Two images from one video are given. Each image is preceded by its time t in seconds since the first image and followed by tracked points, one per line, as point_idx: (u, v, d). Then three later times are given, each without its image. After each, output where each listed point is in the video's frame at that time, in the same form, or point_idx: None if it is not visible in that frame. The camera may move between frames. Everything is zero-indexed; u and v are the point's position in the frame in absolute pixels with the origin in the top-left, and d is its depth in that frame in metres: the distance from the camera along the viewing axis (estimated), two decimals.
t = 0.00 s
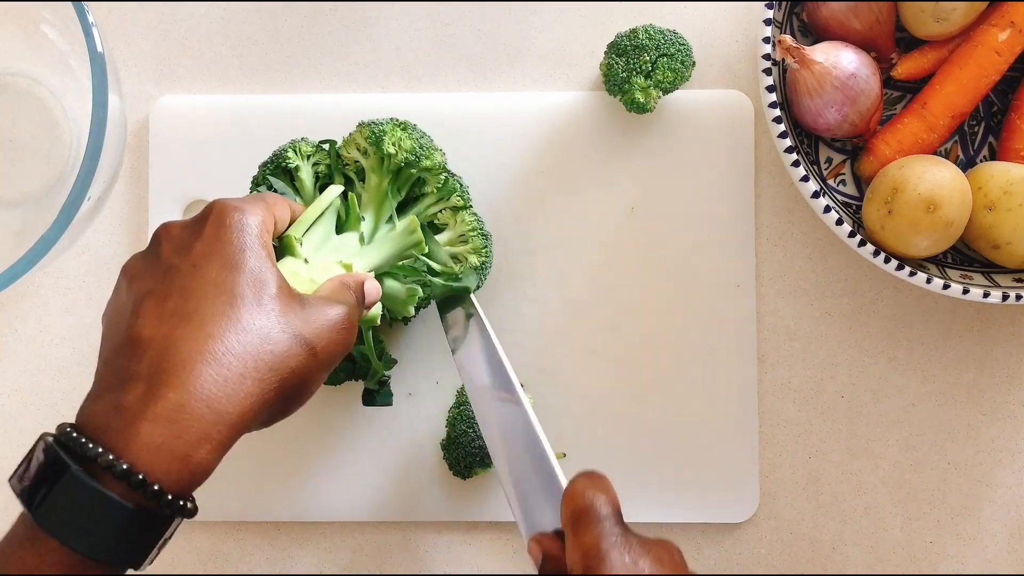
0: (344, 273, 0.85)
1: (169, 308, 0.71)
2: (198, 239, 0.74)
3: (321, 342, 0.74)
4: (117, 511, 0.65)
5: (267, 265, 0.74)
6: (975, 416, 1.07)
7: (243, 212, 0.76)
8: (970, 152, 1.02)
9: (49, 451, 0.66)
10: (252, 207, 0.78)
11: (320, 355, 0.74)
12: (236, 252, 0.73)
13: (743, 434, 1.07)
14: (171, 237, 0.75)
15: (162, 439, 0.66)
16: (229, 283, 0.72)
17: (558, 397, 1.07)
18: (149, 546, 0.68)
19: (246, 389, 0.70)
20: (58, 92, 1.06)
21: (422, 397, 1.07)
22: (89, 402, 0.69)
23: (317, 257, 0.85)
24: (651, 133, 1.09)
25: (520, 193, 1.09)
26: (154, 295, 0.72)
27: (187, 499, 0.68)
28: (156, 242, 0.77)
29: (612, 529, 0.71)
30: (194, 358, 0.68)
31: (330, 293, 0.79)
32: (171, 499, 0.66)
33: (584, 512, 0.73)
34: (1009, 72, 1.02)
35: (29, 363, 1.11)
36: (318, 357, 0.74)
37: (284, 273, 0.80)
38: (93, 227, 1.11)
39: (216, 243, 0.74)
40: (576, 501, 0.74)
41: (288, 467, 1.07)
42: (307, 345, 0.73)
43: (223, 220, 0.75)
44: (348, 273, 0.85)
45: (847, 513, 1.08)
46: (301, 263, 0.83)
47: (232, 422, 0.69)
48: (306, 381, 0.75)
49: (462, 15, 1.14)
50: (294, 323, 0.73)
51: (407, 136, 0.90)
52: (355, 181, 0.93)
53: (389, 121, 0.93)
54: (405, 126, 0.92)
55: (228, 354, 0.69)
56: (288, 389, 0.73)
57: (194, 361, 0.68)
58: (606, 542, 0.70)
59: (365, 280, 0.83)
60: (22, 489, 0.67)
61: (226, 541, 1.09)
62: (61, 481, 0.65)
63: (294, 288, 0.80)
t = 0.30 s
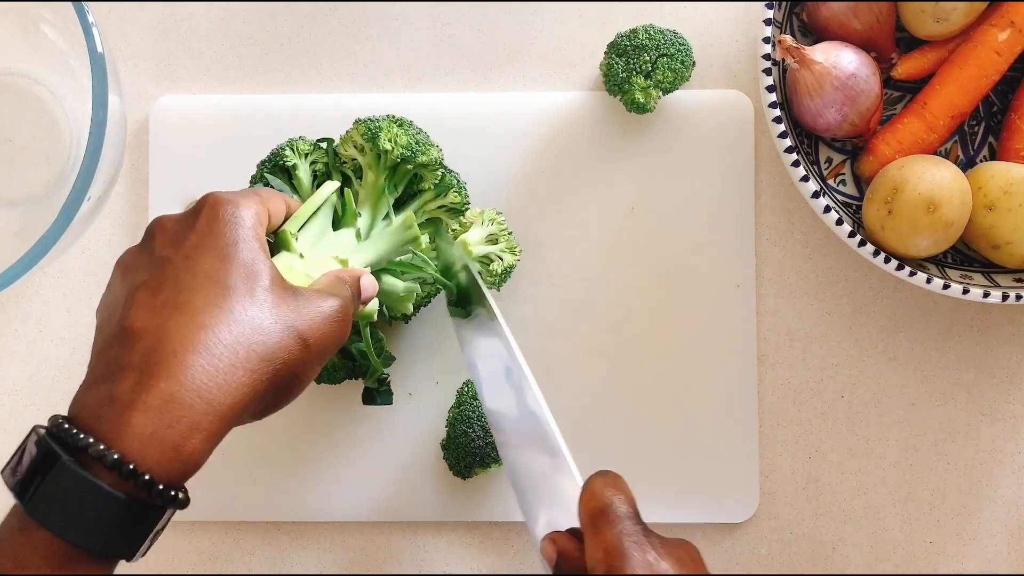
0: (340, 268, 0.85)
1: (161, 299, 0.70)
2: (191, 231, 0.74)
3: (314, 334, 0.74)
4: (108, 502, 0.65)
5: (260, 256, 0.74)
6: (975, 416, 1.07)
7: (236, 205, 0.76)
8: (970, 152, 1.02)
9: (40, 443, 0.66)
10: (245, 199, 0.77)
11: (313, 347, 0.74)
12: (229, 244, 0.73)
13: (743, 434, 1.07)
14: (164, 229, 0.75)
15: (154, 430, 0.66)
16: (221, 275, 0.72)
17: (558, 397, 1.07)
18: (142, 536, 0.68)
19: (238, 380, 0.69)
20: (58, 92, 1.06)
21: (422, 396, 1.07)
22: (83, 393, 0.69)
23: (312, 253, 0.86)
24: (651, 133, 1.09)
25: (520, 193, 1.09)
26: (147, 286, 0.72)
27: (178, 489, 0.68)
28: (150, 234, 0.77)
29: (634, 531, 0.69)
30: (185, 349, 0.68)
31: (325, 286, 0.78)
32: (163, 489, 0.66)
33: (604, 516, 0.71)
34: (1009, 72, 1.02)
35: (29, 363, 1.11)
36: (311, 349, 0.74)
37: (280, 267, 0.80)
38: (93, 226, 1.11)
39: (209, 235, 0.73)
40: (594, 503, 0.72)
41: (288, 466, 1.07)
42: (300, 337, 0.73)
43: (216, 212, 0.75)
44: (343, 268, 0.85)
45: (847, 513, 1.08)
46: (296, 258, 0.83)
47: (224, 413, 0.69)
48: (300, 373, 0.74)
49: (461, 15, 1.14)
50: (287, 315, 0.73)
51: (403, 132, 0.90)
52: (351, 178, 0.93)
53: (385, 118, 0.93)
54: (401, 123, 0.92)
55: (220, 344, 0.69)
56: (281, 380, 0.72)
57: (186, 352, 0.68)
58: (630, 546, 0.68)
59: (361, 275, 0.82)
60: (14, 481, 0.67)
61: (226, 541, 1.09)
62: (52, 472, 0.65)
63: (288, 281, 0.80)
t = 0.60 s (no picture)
0: (335, 261, 0.85)
1: (156, 296, 0.70)
2: (185, 229, 0.74)
3: (309, 328, 0.73)
4: (103, 496, 0.65)
5: (254, 252, 0.74)
6: (975, 416, 1.07)
7: (230, 202, 0.75)
8: (970, 152, 1.02)
9: (36, 439, 0.66)
10: (240, 196, 0.77)
11: (308, 342, 0.73)
12: (223, 240, 0.73)
13: (743, 435, 1.07)
14: (160, 227, 0.75)
15: (147, 425, 0.66)
16: (214, 271, 0.71)
17: (558, 397, 1.07)
18: (138, 532, 0.68)
19: (232, 374, 0.69)
20: (59, 92, 1.06)
21: (422, 396, 1.07)
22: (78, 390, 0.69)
23: (307, 249, 0.85)
24: (651, 133, 1.09)
25: (519, 193, 1.09)
26: (142, 283, 0.72)
27: (173, 485, 0.68)
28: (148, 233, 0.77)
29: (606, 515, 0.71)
30: (178, 344, 0.67)
31: (321, 280, 0.78)
32: (156, 484, 0.66)
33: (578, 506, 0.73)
34: (1009, 72, 1.02)
35: (28, 363, 1.11)
36: (307, 344, 0.73)
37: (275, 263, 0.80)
38: (93, 226, 1.11)
39: (203, 231, 0.73)
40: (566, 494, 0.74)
41: (288, 466, 1.07)
42: (294, 332, 0.72)
43: (210, 209, 0.74)
44: (339, 261, 0.85)
45: (847, 513, 1.08)
46: (290, 253, 0.82)
47: (217, 408, 0.68)
48: (295, 368, 0.73)
49: (461, 15, 1.14)
50: (281, 309, 0.72)
51: (393, 125, 0.90)
52: (345, 176, 0.93)
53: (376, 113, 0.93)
54: (391, 117, 0.92)
55: (213, 339, 0.68)
56: (275, 375, 0.72)
57: (179, 347, 0.67)
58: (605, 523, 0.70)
59: (357, 268, 0.82)
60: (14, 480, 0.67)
61: (226, 541, 1.09)
62: (48, 467, 0.65)
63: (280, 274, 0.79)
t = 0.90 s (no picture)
0: (319, 250, 0.85)
1: (134, 282, 0.71)
2: (163, 217, 0.74)
3: (288, 313, 0.73)
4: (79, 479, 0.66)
5: (233, 238, 0.73)
6: (975, 416, 1.07)
7: (209, 191, 0.75)
8: (970, 152, 1.02)
9: (14, 424, 0.67)
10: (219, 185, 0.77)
11: (287, 328, 0.73)
12: (200, 227, 0.73)
13: (743, 435, 1.07)
14: (143, 214, 0.75)
15: (121, 408, 0.66)
16: (192, 257, 0.71)
17: (558, 397, 1.07)
18: (115, 517, 0.68)
19: (210, 359, 0.69)
20: (58, 92, 1.06)
21: (422, 396, 1.07)
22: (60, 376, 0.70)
23: (292, 240, 0.84)
24: (651, 133, 1.09)
25: (519, 193, 1.09)
26: (120, 270, 0.72)
27: (150, 469, 0.68)
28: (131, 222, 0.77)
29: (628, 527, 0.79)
30: (154, 329, 0.68)
31: (302, 266, 0.77)
32: (131, 467, 0.66)
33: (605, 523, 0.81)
34: (1009, 72, 1.02)
35: (28, 363, 1.11)
36: (285, 329, 0.73)
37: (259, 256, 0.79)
38: (93, 226, 1.11)
39: (182, 219, 0.73)
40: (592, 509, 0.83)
41: (287, 466, 1.07)
42: (272, 317, 0.72)
43: (188, 198, 0.74)
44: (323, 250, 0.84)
45: (847, 513, 1.08)
46: (274, 244, 0.82)
47: (193, 392, 0.68)
48: (275, 354, 0.73)
49: (461, 15, 1.14)
50: (259, 295, 0.72)
51: (373, 114, 0.89)
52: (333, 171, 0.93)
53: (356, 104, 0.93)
54: (372, 106, 0.91)
55: (190, 324, 0.69)
56: (254, 360, 0.72)
57: (154, 332, 0.68)
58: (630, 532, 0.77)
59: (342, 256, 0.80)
60: None
61: (225, 540, 1.09)
62: (23, 452, 0.66)
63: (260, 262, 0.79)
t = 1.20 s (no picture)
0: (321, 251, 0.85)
1: (140, 287, 0.71)
2: (168, 223, 0.74)
3: (293, 317, 0.73)
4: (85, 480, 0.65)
5: (238, 242, 0.74)
6: (975, 416, 1.07)
7: (214, 196, 0.76)
8: (970, 152, 1.02)
9: (21, 429, 0.67)
10: (224, 191, 0.78)
11: (293, 331, 0.73)
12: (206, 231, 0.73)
13: (743, 435, 1.07)
14: (147, 221, 0.76)
15: (130, 411, 0.66)
16: (197, 262, 0.72)
17: (558, 398, 1.07)
18: (123, 522, 0.68)
19: (217, 363, 0.69)
20: (58, 91, 1.06)
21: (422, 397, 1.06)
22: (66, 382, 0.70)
23: (292, 241, 0.84)
24: (651, 133, 1.09)
25: (519, 193, 1.09)
26: (126, 276, 0.72)
27: (159, 475, 0.68)
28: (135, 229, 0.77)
29: (548, 528, 0.70)
30: (162, 332, 0.68)
31: (307, 268, 0.78)
32: (138, 471, 0.66)
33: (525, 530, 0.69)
34: (1009, 72, 1.02)
35: (28, 363, 1.11)
36: (291, 333, 0.73)
37: (263, 259, 0.80)
38: (93, 226, 1.11)
39: (187, 224, 0.74)
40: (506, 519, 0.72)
41: (287, 465, 1.07)
42: (277, 321, 0.72)
43: (194, 203, 0.75)
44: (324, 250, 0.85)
45: (848, 513, 1.08)
46: (275, 246, 0.82)
47: (201, 396, 0.68)
48: (282, 357, 0.73)
49: (461, 15, 1.14)
50: (264, 299, 0.72)
51: (368, 113, 0.89)
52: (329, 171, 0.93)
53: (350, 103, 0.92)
54: (367, 104, 0.91)
55: (197, 327, 0.69)
56: (260, 364, 0.71)
57: (160, 337, 0.68)
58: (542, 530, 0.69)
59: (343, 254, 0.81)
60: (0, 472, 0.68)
61: (226, 541, 1.09)
62: (28, 455, 0.66)
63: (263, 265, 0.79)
